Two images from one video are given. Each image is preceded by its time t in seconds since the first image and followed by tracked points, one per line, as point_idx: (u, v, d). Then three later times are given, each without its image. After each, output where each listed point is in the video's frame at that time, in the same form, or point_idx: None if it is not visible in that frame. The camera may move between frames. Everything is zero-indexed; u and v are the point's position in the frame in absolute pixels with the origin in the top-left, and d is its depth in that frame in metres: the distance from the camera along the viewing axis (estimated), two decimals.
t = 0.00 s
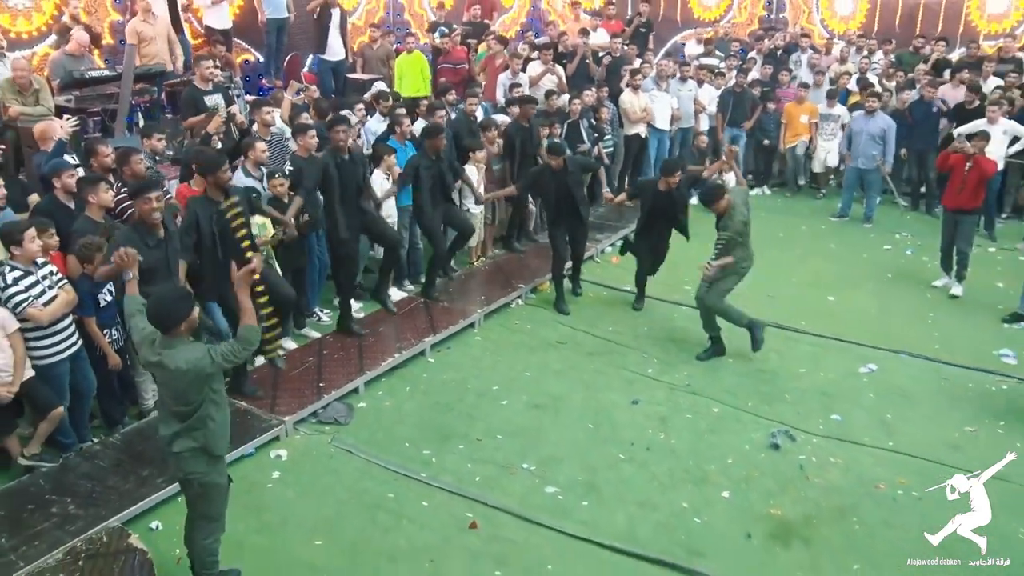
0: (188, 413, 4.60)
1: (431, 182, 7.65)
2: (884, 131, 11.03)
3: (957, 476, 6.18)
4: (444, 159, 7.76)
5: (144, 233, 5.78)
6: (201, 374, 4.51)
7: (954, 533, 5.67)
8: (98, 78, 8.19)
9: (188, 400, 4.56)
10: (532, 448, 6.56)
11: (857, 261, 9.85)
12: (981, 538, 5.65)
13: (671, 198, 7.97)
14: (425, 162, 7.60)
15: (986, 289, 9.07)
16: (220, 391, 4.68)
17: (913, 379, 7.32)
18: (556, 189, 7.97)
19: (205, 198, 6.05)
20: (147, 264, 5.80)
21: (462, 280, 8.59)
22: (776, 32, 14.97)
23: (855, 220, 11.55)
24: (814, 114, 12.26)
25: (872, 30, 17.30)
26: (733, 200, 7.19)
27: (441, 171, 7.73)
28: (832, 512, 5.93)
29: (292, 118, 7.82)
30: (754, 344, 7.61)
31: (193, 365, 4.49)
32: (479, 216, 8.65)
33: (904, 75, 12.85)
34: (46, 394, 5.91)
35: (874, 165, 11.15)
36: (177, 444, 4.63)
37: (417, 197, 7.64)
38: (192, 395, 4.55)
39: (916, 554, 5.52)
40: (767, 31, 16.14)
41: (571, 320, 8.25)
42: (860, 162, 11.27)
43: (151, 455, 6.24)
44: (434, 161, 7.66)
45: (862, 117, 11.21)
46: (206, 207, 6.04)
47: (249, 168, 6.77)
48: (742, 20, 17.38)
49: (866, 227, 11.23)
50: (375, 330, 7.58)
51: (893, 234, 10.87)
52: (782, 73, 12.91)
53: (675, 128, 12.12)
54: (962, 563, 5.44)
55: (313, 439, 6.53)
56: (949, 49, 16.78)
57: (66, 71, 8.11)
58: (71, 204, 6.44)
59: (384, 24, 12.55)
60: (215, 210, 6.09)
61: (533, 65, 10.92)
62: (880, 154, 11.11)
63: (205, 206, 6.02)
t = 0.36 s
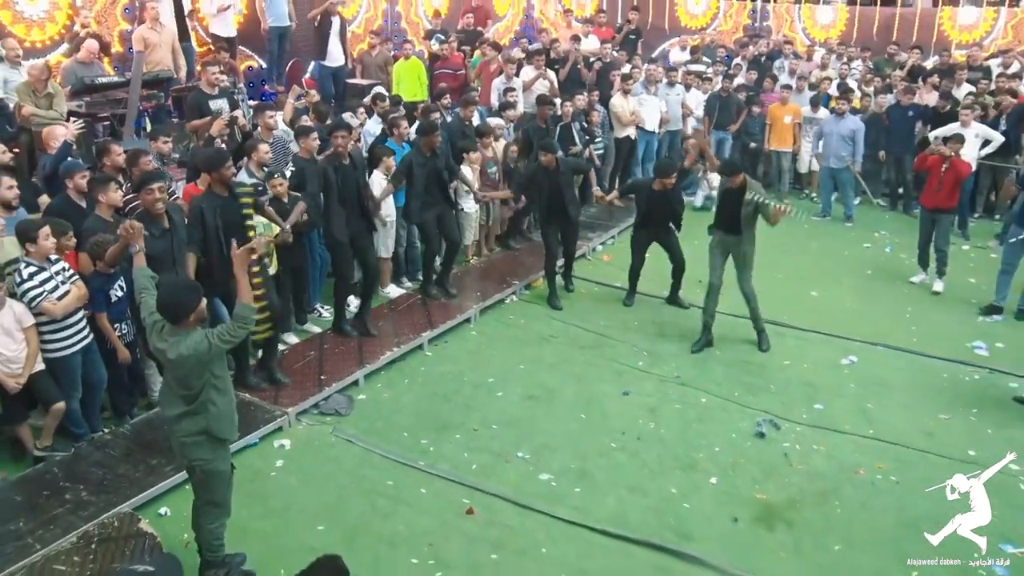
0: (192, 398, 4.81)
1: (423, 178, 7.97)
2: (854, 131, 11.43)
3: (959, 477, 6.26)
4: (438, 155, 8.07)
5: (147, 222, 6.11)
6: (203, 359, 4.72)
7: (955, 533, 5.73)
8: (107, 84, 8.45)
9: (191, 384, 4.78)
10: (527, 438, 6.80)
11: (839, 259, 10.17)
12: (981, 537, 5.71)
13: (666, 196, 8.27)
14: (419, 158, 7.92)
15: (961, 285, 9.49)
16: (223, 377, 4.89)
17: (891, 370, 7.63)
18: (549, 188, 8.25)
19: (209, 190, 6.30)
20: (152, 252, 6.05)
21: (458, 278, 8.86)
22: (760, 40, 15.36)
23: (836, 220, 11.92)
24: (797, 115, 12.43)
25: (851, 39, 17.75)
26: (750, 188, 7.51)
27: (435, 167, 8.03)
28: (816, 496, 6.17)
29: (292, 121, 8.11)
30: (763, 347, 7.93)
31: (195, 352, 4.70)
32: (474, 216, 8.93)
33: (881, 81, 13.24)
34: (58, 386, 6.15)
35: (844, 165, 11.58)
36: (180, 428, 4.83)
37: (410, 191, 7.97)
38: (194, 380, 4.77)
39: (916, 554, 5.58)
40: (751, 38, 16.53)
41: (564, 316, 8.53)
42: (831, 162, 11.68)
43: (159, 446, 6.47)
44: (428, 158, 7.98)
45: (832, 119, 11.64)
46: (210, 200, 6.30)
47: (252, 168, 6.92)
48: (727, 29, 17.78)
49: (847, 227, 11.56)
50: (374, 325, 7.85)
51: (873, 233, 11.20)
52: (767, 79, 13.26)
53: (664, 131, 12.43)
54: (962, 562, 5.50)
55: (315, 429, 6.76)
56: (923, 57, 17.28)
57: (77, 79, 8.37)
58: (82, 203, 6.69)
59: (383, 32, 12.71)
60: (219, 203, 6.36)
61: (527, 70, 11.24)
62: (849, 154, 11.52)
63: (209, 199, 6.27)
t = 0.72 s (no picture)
0: (193, 384, 5.04)
1: (428, 174, 8.29)
2: (832, 132, 11.78)
3: (958, 477, 6.35)
4: (441, 152, 8.38)
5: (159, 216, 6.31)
6: (204, 349, 4.91)
7: (955, 533, 5.81)
8: (119, 89, 8.78)
9: (193, 372, 4.99)
10: (523, 428, 7.03)
11: (825, 257, 10.47)
12: (982, 538, 5.78)
13: (648, 198, 8.58)
14: (424, 154, 8.23)
15: (941, 281, 9.81)
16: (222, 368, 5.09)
17: (874, 363, 7.91)
18: (546, 183, 8.53)
19: (221, 184, 6.62)
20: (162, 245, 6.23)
21: (456, 275, 9.12)
22: (748, 46, 15.70)
23: (821, 218, 12.24)
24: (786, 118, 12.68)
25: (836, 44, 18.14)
26: (749, 176, 8.28)
27: (438, 163, 8.35)
28: (802, 483, 6.39)
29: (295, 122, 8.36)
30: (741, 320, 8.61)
31: (198, 342, 4.89)
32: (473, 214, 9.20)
33: (864, 85, 13.58)
34: (71, 377, 6.40)
35: (824, 164, 11.91)
36: (183, 414, 5.07)
37: (416, 187, 8.26)
38: (196, 367, 4.98)
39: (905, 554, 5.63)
40: (739, 43, 16.89)
41: (560, 311, 8.80)
42: (812, 161, 11.98)
43: (168, 435, 6.71)
44: (432, 154, 8.30)
45: (810, 119, 11.96)
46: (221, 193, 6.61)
47: (257, 168, 7.30)
48: (716, 35, 18.08)
49: (831, 226, 11.89)
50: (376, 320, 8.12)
51: (857, 232, 11.50)
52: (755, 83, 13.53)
53: (656, 134, 12.72)
54: (965, 564, 5.55)
55: (318, 419, 7.00)
56: (903, 63, 17.73)
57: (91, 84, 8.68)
58: (93, 202, 6.96)
59: (383, 38, 12.97)
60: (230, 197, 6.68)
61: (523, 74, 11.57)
62: (829, 153, 11.84)
63: (221, 193, 6.60)
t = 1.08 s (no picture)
0: (190, 378, 5.05)
1: (435, 171, 8.37)
2: (827, 131, 11.95)
3: (958, 477, 6.29)
4: (448, 150, 8.50)
5: (167, 216, 6.29)
6: (200, 347, 4.92)
7: (955, 533, 5.74)
8: (122, 88, 8.92)
9: (189, 367, 5.02)
10: (521, 421, 7.09)
11: (819, 255, 10.56)
12: (982, 537, 5.73)
13: (642, 158, 9.26)
14: (431, 151, 8.35)
15: (935, 278, 9.91)
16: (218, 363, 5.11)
17: (869, 358, 7.98)
18: (542, 171, 8.99)
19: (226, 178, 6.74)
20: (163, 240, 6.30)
21: (457, 272, 9.24)
22: (745, 47, 15.86)
23: (817, 216, 12.34)
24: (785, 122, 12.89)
25: (832, 45, 18.29)
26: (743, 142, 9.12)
27: (445, 161, 8.46)
28: (798, 475, 6.42)
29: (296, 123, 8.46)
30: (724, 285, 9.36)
31: (194, 338, 4.90)
32: (472, 211, 9.33)
33: (859, 86, 13.69)
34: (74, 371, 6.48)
35: (821, 162, 12.03)
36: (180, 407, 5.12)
37: (423, 183, 8.34)
38: (193, 362, 5.00)
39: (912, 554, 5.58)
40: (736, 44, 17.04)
41: (558, 307, 8.88)
42: (808, 160, 12.10)
43: (170, 428, 6.79)
44: (439, 152, 8.41)
45: (806, 119, 12.14)
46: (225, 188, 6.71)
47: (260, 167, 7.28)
48: (713, 37, 18.24)
49: (827, 223, 12.00)
50: (377, 316, 8.23)
51: (852, 230, 11.59)
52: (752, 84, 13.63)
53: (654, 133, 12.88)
54: (964, 563, 5.51)
55: (318, 413, 7.06)
56: (898, 64, 17.91)
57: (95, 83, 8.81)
58: (93, 200, 7.05)
59: (384, 39, 13.13)
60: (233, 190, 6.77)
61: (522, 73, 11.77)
62: (824, 151, 11.98)
63: (224, 187, 6.71)
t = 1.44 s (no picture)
0: (187, 368, 5.01)
1: (437, 168, 8.34)
2: (838, 129, 11.86)
3: (958, 477, 6.22)
4: (449, 147, 8.48)
5: (156, 211, 6.29)
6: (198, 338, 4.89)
7: (955, 532, 5.68)
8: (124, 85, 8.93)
9: (187, 358, 4.97)
10: (521, 417, 7.05)
11: (820, 252, 10.53)
12: (982, 537, 5.67)
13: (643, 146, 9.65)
14: (432, 148, 8.31)
15: (938, 276, 9.87)
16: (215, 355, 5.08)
17: (872, 355, 7.93)
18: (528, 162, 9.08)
19: (221, 172, 6.72)
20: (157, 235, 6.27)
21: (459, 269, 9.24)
22: (748, 45, 15.84)
23: (821, 213, 12.37)
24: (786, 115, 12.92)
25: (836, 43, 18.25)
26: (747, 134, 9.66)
27: (446, 158, 8.43)
28: (800, 472, 6.36)
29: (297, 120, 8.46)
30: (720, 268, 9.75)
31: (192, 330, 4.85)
32: (474, 208, 9.36)
33: (862, 84, 13.67)
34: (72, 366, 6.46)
35: (828, 161, 11.98)
36: (178, 400, 5.05)
37: (424, 179, 8.31)
38: (191, 353, 4.97)
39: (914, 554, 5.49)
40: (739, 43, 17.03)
41: (559, 304, 8.85)
42: (817, 158, 12.06)
43: (169, 423, 6.77)
44: (439, 149, 8.38)
45: (816, 117, 12.05)
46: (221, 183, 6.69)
47: (259, 161, 7.28)
48: (717, 35, 18.26)
49: (831, 221, 11.98)
50: (378, 313, 8.22)
51: (855, 227, 11.55)
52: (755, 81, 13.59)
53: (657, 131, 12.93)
54: (964, 562, 5.43)
55: (318, 408, 7.03)
56: (902, 63, 17.88)
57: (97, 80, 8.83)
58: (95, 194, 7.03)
59: (387, 36, 13.15)
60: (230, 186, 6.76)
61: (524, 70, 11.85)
62: (834, 150, 11.91)
63: (221, 182, 6.69)
